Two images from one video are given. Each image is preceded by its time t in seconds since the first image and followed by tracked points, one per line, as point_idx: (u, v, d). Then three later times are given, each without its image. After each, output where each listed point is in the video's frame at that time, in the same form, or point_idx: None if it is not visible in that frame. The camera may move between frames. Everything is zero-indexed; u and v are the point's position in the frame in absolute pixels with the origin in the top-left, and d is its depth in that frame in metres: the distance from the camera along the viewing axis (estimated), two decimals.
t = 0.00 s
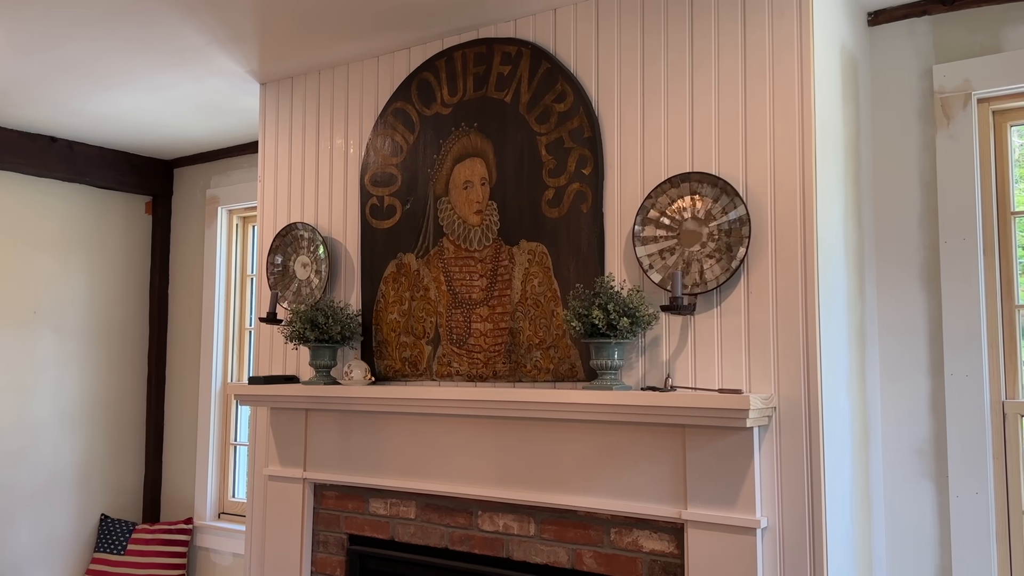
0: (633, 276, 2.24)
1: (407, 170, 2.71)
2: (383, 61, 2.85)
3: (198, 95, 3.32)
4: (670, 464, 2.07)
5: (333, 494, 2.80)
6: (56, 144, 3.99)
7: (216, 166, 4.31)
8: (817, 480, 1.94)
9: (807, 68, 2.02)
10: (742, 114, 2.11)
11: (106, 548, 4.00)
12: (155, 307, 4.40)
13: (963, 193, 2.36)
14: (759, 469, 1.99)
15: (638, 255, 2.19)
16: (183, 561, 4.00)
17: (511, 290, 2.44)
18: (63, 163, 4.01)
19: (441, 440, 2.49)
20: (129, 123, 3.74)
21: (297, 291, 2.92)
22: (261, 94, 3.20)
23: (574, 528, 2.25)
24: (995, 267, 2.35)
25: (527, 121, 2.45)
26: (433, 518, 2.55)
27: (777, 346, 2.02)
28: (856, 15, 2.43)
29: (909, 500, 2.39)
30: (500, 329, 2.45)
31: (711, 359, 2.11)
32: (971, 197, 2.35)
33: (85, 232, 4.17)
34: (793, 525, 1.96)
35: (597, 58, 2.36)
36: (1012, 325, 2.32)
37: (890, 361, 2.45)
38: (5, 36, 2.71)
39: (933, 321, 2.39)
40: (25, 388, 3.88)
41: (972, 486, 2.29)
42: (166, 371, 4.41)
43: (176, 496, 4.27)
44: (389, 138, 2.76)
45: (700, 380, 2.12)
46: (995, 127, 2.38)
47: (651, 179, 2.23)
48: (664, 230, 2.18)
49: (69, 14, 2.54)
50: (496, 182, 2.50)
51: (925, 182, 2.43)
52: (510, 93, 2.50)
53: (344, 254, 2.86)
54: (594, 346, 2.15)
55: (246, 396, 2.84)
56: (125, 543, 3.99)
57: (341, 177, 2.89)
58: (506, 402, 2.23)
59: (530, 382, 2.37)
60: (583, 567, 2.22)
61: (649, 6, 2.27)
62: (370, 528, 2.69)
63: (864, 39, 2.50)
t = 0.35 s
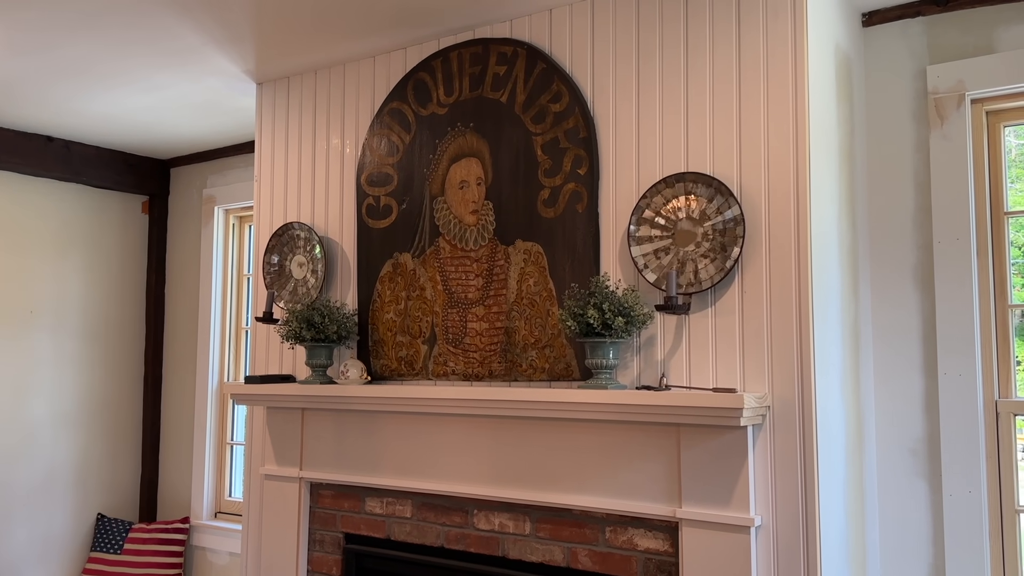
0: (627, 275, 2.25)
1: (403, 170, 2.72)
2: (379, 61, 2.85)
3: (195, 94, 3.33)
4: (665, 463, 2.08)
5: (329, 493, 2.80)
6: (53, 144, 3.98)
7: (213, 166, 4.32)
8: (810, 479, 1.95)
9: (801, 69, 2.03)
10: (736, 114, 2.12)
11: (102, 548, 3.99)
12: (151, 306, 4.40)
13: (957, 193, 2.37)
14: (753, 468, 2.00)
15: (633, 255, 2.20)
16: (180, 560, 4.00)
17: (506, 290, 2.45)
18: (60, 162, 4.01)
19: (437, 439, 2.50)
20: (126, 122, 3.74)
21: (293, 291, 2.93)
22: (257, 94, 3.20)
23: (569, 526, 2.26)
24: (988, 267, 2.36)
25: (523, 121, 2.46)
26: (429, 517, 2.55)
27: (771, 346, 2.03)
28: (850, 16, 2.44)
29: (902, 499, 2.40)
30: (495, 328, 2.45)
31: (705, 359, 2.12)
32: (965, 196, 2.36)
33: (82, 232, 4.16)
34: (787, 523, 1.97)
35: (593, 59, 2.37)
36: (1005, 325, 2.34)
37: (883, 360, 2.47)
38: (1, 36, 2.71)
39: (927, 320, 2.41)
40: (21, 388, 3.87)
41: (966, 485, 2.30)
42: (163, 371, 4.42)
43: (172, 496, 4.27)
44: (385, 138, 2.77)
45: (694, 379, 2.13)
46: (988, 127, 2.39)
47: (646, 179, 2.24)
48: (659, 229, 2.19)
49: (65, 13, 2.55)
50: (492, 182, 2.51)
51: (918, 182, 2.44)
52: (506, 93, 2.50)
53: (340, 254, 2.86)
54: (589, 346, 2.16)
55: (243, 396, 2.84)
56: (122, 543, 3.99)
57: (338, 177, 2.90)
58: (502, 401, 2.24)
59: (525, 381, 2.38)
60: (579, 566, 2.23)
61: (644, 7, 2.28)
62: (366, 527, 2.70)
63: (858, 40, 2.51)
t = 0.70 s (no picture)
0: (627, 274, 2.25)
1: (403, 170, 2.72)
2: (379, 60, 2.85)
3: (195, 94, 3.33)
4: (664, 462, 2.09)
5: (329, 492, 2.81)
6: (52, 143, 3.98)
7: (212, 165, 4.32)
8: (810, 478, 1.96)
9: (800, 69, 2.04)
10: (736, 114, 2.12)
11: (102, 547, 4.00)
12: (151, 305, 4.40)
13: (955, 193, 2.38)
14: (753, 467, 2.01)
15: (633, 254, 2.20)
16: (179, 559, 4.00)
17: (506, 289, 2.45)
18: (59, 162, 4.01)
19: (437, 438, 2.51)
20: (125, 122, 3.74)
21: (293, 290, 2.93)
22: (257, 93, 3.20)
23: (569, 525, 2.26)
24: (987, 267, 2.37)
25: (523, 120, 2.46)
26: (429, 516, 2.56)
27: (770, 345, 2.03)
28: (849, 16, 2.45)
29: (901, 498, 2.41)
30: (495, 327, 2.46)
31: (705, 358, 2.12)
32: (964, 196, 2.36)
33: (81, 231, 4.16)
34: (786, 522, 1.98)
35: (593, 58, 2.37)
36: (1004, 325, 2.35)
37: (882, 359, 2.48)
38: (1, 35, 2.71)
39: (925, 320, 2.41)
40: (21, 387, 3.88)
41: (965, 483, 2.31)
42: (162, 370, 4.42)
43: (172, 495, 4.28)
44: (385, 137, 2.77)
45: (694, 378, 2.14)
46: (987, 127, 2.40)
47: (646, 179, 2.25)
48: (659, 229, 2.19)
49: (66, 13, 2.55)
50: (492, 181, 2.51)
51: (917, 182, 2.45)
52: (506, 92, 2.51)
53: (340, 253, 2.87)
54: (589, 345, 2.16)
55: (243, 395, 2.84)
56: (122, 542, 4.00)
57: (338, 176, 2.90)
58: (502, 400, 2.24)
59: (525, 380, 2.39)
60: (579, 565, 2.24)
61: (644, 7, 2.29)
62: (366, 526, 2.70)
63: (857, 40, 2.52)
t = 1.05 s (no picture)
0: (626, 275, 2.25)
1: (402, 170, 2.72)
2: (378, 60, 2.85)
3: (193, 93, 3.33)
4: (663, 462, 2.09)
5: (328, 492, 2.81)
6: (51, 142, 3.98)
7: (211, 165, 4.31)
8: (808, 478, 1.96)
9: (800, 70, 2.04)
10: (735, 114, 2.12)
11: (100, 546, 3.99)
12: (149, 305, 4.40)
13: (955, 193, 2.38)
14: (752, 468, 2.01)
15: (632, 254, 2.21)
16: (178, 559, 4.00)
17: (505, 289, 2.45)
18: (58, 161, 4.01)
19: (436, 438, 2.50)
20: (124, 121, 3.74)
21: (292, 290, 2.93)
22: (256, 93, 3.20)
23: (568, 525, 2.26)
24: (985, 267, 2.37)
25: (522, 121, 2.46)
26: (428, 515, 2.56)
27: (769, 346, 2.03)
28: (849, 16, 2.45)
29: (899, 497, 2.41)
30: (494, 328, 2.46)
31: (704, 358, 2.13)
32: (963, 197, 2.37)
33: (80, 230, 4.16)
34: (785, 522, 1.98)
35: (592, 59, 2.37)
36: (1002, 325, 2.35)
37: (880, 358, 2.48)
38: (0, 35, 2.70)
39: (924, 320, 2.42)
40: (20, 387, 3.87)
41: (964, 484, 2.31)
42: (161, 370, 4.41)
43: (171, 494, 4.27)
44: (384, 137, 2.77)
45: (693, 378, 2.14)
46: (986, 127, 2.40)
47: (645, 179, 2.25)
48: (658, 229, 2.19)
49: (66, 13, 2.55)
50: (491, 181, 2.51)
51: (916, 182, 2.45)
52: (505, 93, 2.51)
53: (339, 253, 2.86)
54: (588, 345, 2.16)
55: (241, 395, 2.84)
56: (120, 541, 4.00)
57: (336, 176, 2.90)
58: (501, 400, 2.24)
59: (524, 380, 2.39)
60: (578, 565, 2.24)
61: (644, 7, 2.29)
62: (365, 526, 2.70)
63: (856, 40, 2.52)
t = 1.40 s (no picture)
0: (624, 274, 2.26)
1: (400, 169, 2.72)
2: (375, 59, 2.85)
3: (191, 93, 3.32)
4: (661, 461, 2.09)
5: (326, 492, 2.80)
6: (49, 142, 3.97)
7: (209, 164, 4.31)
8: (806, 477, 1.96)
9: (798, 69, 2.04)
10: (733, 114, 2.12)
11: (99, 546, 3.99)
12: (148, 304, 4.39)
13: (953, 192, 2.38)
14: (749, 467, 2.01)
15: (630, 253, 2.21)
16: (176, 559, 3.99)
17: (503, 288, 2.45)
18: (57, 161, 4.00)
19: (434, 438, 2.50)
20: (122, 121, 3.73)
21: (290, 289, 2.93)
22: (254, 93, 3.20)
23: (566, 524, 2.26)
24: (984, 267, 2.37)
25: (520, 120, 2.46)
26: (426, 515, 2.55)
27: (767, 345, 2.04)
28: (847, 15, 2.45)
29: (896, 497, 2.41)
30: (492, 327, 2.46)
31: (701, 357, 2.13)
32: (960, 196, 2.37)
33: (78, 230, 4.16)
34: (783, 521, 1.98)
35: (590, 58, 2.37)
36: (1000, 324, 2.35)
37: (879, 358, 2.48)
38: None
39: (922, 319, 2.42)
40: (18, 386, 3.87)
41: (962, 482, 2.31)
42: (159, 369, 4.41)
43: (169, 494, 4.27)
44: (382, 136, 2.77)
45: (691, 377, 2.14)
46: (984, 127, 2.40)
47: (643, 179, 2.25)
48: (656, 229, 2.19)
49: (64, 12, 2.55)
50: (489, 180, 2.51)
51: (913, 181, 2.46)
52: (503, 92, 2.51)
53: (337, 252, 2.86)
54: (585, 344, 2.17)
55: (240, 394, 2.84)
56: (118, 541, 3.99)
57: (335, 175, 2.90)
58: (498, 400, 2.24)
59: (522, 380, 2.39)
60: (576, 564, 2.24)
61: (642, 5, 2.29)
62: (363, 525, 2.70)
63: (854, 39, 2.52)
